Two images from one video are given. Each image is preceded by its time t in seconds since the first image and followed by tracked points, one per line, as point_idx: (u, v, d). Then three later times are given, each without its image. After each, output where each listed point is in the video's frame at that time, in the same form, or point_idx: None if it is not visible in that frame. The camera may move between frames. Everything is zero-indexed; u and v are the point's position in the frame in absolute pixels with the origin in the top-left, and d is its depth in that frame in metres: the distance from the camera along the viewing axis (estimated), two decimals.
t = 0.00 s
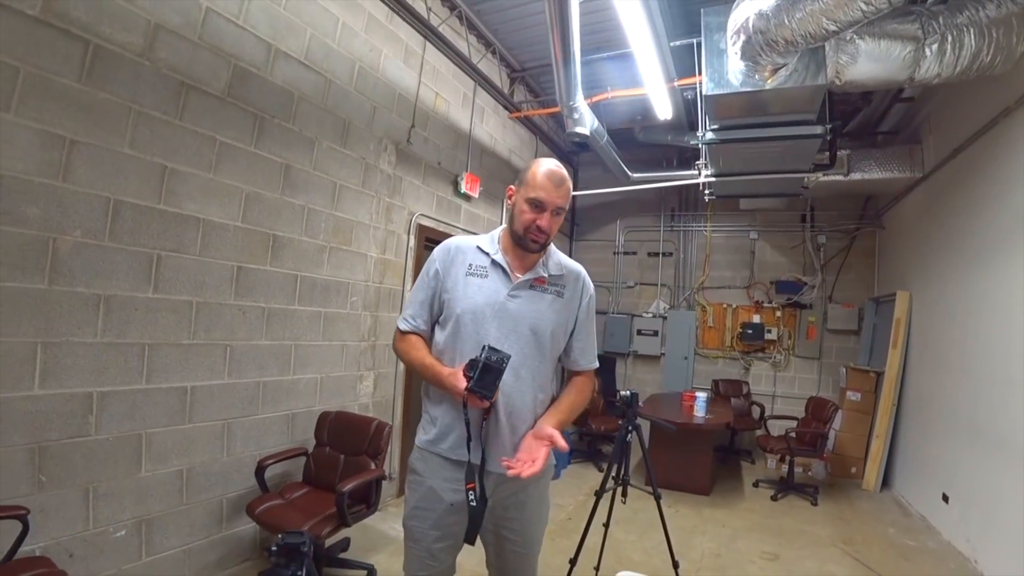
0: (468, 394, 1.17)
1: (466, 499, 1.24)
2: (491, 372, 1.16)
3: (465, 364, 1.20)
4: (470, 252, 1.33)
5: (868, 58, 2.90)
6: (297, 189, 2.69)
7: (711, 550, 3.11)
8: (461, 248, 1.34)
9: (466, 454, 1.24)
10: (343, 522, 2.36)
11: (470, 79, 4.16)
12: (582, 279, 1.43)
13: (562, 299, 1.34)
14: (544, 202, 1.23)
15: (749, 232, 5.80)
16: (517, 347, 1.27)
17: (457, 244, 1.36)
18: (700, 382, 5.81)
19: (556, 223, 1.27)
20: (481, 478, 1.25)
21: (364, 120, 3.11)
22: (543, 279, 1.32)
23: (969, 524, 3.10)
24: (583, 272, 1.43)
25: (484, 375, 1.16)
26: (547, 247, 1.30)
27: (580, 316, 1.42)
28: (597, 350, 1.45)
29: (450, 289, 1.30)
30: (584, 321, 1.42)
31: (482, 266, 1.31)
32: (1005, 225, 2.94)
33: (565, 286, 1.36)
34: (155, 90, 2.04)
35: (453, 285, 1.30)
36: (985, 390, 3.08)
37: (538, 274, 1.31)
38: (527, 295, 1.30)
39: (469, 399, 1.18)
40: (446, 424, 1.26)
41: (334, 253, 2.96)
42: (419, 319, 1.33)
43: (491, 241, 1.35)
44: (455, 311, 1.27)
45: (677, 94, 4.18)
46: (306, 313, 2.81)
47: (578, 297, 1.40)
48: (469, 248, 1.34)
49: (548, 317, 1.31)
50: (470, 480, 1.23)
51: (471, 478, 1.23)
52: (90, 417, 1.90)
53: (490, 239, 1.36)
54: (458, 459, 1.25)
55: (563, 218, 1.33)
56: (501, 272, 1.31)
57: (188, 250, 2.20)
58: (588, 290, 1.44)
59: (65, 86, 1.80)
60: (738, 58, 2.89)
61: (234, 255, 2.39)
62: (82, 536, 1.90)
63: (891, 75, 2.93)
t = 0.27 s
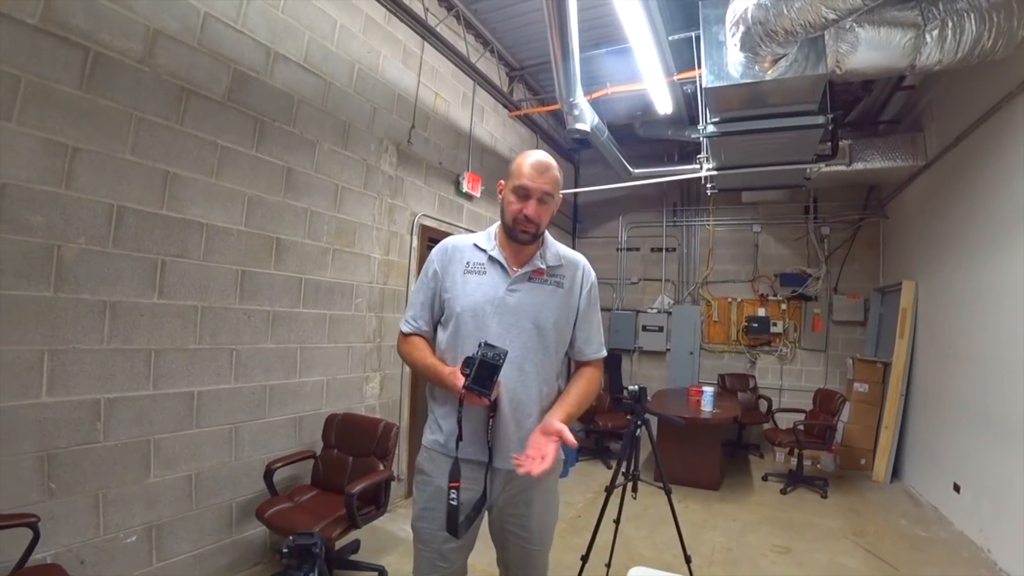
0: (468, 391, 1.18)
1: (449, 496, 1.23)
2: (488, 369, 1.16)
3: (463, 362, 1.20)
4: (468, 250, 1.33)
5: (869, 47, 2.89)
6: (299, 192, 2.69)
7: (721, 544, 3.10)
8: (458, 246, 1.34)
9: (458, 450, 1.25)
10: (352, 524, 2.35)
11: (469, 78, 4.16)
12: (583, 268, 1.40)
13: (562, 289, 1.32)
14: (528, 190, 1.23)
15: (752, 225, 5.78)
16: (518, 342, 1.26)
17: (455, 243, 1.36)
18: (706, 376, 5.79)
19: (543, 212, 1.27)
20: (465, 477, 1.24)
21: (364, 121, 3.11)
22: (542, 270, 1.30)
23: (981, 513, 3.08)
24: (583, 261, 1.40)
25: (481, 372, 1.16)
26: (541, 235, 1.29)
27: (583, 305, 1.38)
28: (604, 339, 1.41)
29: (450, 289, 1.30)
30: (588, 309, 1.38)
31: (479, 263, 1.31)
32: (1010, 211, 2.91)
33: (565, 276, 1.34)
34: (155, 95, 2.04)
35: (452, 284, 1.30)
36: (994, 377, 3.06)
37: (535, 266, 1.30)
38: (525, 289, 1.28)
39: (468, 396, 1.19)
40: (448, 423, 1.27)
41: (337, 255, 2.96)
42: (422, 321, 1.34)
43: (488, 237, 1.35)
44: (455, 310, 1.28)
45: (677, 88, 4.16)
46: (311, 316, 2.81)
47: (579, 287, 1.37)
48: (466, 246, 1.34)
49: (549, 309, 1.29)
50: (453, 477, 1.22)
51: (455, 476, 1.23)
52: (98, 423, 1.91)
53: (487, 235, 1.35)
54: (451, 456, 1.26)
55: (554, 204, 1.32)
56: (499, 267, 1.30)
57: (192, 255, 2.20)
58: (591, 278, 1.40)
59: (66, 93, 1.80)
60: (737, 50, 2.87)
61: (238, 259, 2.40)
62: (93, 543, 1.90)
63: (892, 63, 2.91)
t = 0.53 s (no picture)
0: (462, 393, 1.16)
1: (444, 496, 1.21)
2: (481, 369, 1.14)
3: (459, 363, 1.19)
4: (465, 253, 1.32)
5: (868, 47, 2.90)
6: (299, 193, 2.67)
7: (724, 544, 3.09)
8: (456, 249, 1.34)
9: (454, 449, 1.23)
10: (355, 528, 2.33)
11: (468, 78, 4.14)
12: (583, 262, 1.35)
13: (561, 286, 1.28)
14: (503, 188, 1.21)
15: (750, 225, 5.79)
16: (517, 341, 1.24)
17: (453, 246, 1.36)
18: (705, 376, 5.80)
19: (525, 208, 1.23)
20: (461, 476, 1.21)
21: (364, 122, 3.09)
22: (539, 269, 1.28)
23: (980, 509, 3.09)
24: (584, 256, 1.36)
25: (475, 372, 1.15)
26: (529, 233, 1.24)
27: (584, 299, 1.33)
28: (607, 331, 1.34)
29: (449, 292, 1.30)
30: (588, 303, 1.33)
31: (476, 265, 1.30)
32: (1008, 210, 2.93)
33: (563, 272, 1.30)
34: (154, 96, 2.01)
35: (450, 287, 1.30)
36: (994, 374, 3.07)
37: (531, 265, 1.27)
38: (523, 288, 1.26)
39: (463, 397, 1.17)
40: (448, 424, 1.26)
41: (337, 257, 2.94)
42: (422, 325, 1.33)
43: (484, 239, 1.33)
44: (454, 313, 1.27)
45: (676, 88, 4.16)
46: (312, 319, 2.79)
47: (579, 281, 1.33)
48: (463, 249, 1.33)
49: (547, 307, 1.26)
50: (448, 475, 1.20)
51: (450, 474, 1.21)
52: (98, 429, 1.88)
53: (483, 237, 1.34)
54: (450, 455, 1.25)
55: (541, 200, 1.28)
56: (496, 268, 1.28)
57: (191, 257, 2.17)
58: (591, 272, 1.36)
59: (64, 94, 1.77)
60: (738, 51, 2.86)
61: (238, 261, 2.37)
62: (93, 551, 1.87)
63: (892, 63, 2.92)
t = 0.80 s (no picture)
0: (438, 397, 1.11)
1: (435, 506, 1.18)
2: (456, 371, 1.10)
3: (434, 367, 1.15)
4: (453, 256, 1.29)
5: (863, 57, 2.93)
6: (291, 191, 2.61)
7: (715, 546, 3.10)
8: (445, 253, 1.31)
9: (439, 456, 1.21)
10: (348, 534, 2.28)
11: (463, 77, 4.10)
12: (574, 257, 1.27)
13: (550, 284, 1.22)
14: (482, 189, 1.17)
15: (739, 229, 5.84)
16: (506, 344, 1.18)
17: (442, 251, 1.33)
18: (693, 379, 5.84)
19: (508, 206, 1.18)
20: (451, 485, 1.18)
21: (358, 120, 3.04)
22: (527, 268, 1.22)
23: (964, 512, 3.14)
24: (576, 251, 1.29)
25: (449, 375, 1.10)
26: (515, 231, 1.20)
27: (576, 294, 1.24)
28: (605, 325, 1.23)
29: (438, 298, 1.27)
30: (582, 297, 1.23)
31: (464, 268, 1.26)
32: (995, 219, 2.98)
33: (553, 269, 1.23)
34: (144, 88, 1.95)
35: (439, 292, 1.27)
36: (979, 380, 3.12)
37: (519, 265, 1.22)
38: (511, 289, 1.21)
39: (440, 402, 1.12)
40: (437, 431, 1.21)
41: (329, 256, 2.88)
42: (413, 332, 1.32)
43: (473, 242, 1.29)
44: (443, 318, 1.24)
45: (670, 93, 4.17)
46: (303, 319, 2.73)
47: (569, 276, 1.25)
48: (451, 253, 1.30)
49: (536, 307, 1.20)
50: (437, 485, 1.17)
51: (439, 483, 1.18)
52: (80, 433, 1.81)
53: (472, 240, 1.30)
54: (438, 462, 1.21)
55: (524, 196, 1.23)
56: (484, 270, 1.24)
57: (180, 255, 2.10)
58: (583, 265, 1.27)
59: (50, 83, 1.70)
60: (736, 57, 2.87)
61: (228, 259, 2.31)
62: (74, 560, 1.80)
63: (885, 73, 2.95)
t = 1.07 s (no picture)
0: (414, 406, 1.09)
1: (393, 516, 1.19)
2: (431, 380, 1.07)
3: (410, 375, 1.12)
4: (430, 258, 1.27)
5: (847, 62, 2.99)
6: (275, 186, 2.55)
7: (699, 543, 3.14)
8: (424, 255, 1.29)
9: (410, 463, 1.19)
10: (334, 536, 2.23)
11: (449, 74, 4.06)
12: (554, 251, 1.25)
13: (530, 281, 1.20)
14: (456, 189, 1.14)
15: (722, 230, 5.92)
16: (487, 345, 1.16)
17: (422, 253, 1.31)
18: (675, 377, 5.90)
19: (483, 205, 1.16)
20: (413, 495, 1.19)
21: (344, 114, 2.98)
22: (507, 266, 1.20)
23: (939, 506, 3.23)
24: (556, 245, 1.26)
25: (424, 385, 1.07)
26: (493, 230, 1.18)
27: (557, 289, 1.21)
28: (588, 319, 1.21)
29: (418, 301, 1.25)
30: (564, 293, 1.21)
31: (443, 269, 1.24)
32: (970, 221, 3.07)
33: (533, 266, 1.21)
34: (123, 77, 1.88)
35: (418, 295, 1.25)
36: (954, 378, 3.22)
37: (498, 263, 1.20)
38: (491, 289, 1.19)
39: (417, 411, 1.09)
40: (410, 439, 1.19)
41: (314, 253, 2.82)
42: (396, 336, 1.32)
43: (451, 242, 1.27)
44: (424, 321, 1.22)
45: (656, 94, 4.19)
46: (286, 318, 2.67)
47: (550, 272, 1.22)
48: (428, 255, 1.28)
49: (516, 305, 1.18)
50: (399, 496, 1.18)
51: (400, 494, 1.19)
52: (54, 435, 1.73)
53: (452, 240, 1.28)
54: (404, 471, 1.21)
55: (500, 193, 1.21)
56: (462, 271, 1.22)
57: (160, 251, 2.03)
58: (564, 259, 1.24)
59: (24, 70, 1.62)
60: (724, 59, 2.90)
61: (210, 256, 2.24)
62: (47, 568, 1.73)
63: (869, 79, 3.01)
